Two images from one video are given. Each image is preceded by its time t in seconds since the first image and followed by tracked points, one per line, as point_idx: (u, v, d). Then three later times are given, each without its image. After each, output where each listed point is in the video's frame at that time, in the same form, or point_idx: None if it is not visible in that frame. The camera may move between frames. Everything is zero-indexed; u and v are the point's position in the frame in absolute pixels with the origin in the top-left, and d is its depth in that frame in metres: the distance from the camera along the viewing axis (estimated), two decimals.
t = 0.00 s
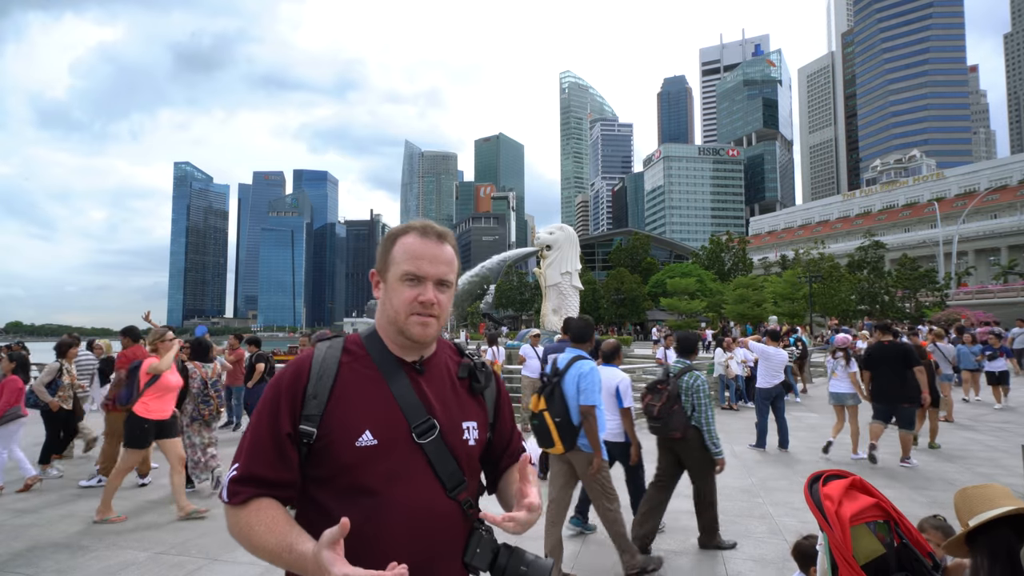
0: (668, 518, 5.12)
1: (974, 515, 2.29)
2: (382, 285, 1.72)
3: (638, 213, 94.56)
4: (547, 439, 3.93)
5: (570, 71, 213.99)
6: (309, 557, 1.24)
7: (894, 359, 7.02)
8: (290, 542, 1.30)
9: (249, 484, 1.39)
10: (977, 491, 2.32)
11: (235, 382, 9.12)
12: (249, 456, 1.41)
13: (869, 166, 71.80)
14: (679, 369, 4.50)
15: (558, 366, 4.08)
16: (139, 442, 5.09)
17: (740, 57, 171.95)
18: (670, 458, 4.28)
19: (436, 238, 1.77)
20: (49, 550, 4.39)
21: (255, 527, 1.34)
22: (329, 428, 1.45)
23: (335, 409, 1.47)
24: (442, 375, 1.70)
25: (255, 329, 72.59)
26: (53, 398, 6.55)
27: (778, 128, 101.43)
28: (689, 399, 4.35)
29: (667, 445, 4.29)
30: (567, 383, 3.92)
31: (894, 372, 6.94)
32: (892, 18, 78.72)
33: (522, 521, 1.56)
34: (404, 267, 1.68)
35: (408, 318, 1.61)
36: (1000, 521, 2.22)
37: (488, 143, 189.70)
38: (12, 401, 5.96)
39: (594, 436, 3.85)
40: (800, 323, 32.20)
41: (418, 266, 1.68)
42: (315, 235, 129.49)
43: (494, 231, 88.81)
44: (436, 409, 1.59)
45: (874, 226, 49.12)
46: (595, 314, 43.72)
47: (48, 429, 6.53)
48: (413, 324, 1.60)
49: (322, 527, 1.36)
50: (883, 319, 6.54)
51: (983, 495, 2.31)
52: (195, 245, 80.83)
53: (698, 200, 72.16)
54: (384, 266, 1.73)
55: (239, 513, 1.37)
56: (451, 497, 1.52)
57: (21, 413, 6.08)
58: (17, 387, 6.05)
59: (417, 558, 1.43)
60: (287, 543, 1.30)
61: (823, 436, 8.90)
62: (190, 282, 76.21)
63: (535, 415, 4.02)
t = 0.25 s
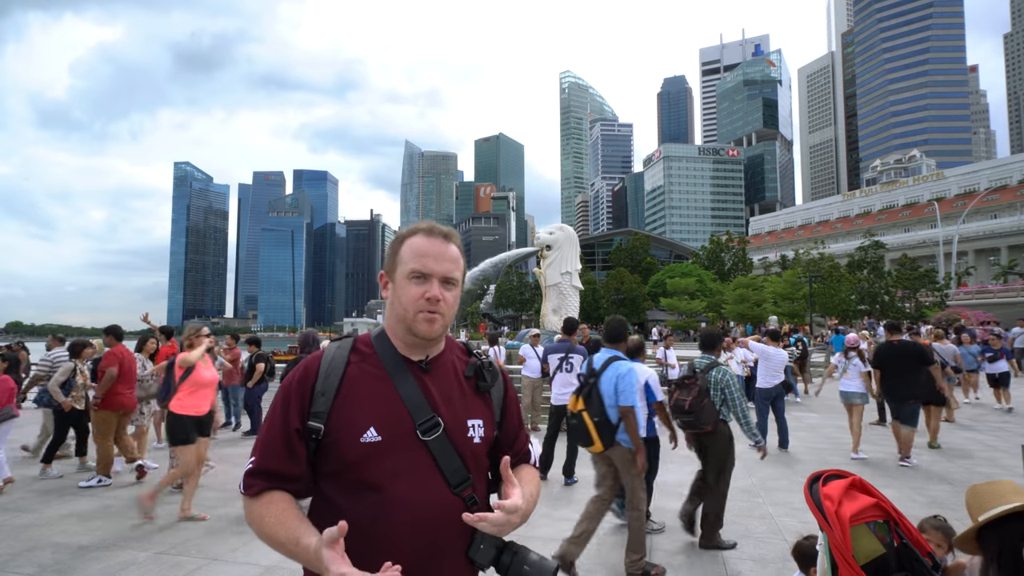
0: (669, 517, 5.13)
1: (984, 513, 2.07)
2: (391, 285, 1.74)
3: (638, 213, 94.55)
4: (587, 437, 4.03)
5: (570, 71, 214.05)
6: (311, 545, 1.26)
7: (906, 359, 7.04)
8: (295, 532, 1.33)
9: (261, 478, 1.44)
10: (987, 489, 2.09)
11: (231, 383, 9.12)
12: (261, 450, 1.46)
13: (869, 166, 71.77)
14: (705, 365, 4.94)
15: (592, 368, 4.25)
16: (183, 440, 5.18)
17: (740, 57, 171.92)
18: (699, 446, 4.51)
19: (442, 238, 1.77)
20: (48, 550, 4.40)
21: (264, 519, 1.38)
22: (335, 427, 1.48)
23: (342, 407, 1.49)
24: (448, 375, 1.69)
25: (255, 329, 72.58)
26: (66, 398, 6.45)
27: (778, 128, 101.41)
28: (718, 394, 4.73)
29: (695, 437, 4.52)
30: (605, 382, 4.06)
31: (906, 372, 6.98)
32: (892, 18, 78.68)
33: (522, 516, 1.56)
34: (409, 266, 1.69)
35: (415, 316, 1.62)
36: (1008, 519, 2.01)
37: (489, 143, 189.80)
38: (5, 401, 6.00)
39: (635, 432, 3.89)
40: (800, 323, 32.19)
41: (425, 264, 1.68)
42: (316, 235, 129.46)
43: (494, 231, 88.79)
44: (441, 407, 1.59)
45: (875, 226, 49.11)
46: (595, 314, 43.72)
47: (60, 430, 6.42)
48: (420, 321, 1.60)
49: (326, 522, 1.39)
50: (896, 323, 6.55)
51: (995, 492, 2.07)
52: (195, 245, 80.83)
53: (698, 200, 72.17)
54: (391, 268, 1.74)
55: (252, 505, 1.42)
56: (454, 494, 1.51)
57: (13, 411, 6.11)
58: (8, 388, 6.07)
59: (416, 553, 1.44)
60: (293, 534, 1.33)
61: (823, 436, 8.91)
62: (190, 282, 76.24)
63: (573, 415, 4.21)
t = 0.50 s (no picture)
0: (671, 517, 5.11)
1: (992, 511, 2.06)
2: (387, 286, 1.73)
3: (638, 213, 94.57)
4: (619, 430, 4.20)
5: (570, 71, 213.87)
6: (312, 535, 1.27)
7: (911, 359, 7.18)
8: (296, 524, 1.35)
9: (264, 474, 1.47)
10: (996, 488, 2.07)
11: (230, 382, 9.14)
12: (265, 446, 1.48)
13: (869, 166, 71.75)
14: (726, 365, 4.96)
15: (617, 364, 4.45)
16: (221, 439, 5.15)
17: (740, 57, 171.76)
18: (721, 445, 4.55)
19: (433, 237, 1.76)
20: (48, 550, 4.39)
21: (268, 510, 1.40)
22: (336, 423, 1.49)
23: (341, 405, 1.50)
24: (446, 374, 1.68)
25: (255, 329, 72.63)
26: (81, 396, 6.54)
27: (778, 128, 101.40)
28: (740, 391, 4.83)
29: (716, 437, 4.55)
30: (635, 376, 4.27)
31: (912, 372, 7.10)
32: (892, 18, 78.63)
33: (523, 507, 1.56)
34: (403, 266, 1.68)
35: (407, 315, 1.61)
36: (1013, 520, 1.98)
37: (488, 143, 189.66)
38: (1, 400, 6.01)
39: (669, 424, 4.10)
40: (800, 323, 32.18)
41: (415, 265, 1.68)
42: (316, 235, 129.47)
43: (494, 231, 88.76)
44: (439, 405, 1.58)
45: (875, 226, 49.10)
46: (595, 314, 43.74)
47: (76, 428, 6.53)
48: (412, 321, 1.60)
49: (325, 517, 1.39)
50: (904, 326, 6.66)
51: (1005, 492, 2.05)
52: (195, 245, 80.84)
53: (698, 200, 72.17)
54: (386, 270, 1.73)
55: (256, 500, 1.44)
56: (452, 489, 1.50)
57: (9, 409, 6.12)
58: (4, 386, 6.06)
59: (412, 549, 1.44)
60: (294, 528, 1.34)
61: (824, 436, 8.90)
62: (190, 282, 76.27)
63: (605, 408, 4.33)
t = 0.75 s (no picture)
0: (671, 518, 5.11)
1: (990, 513, 2.07)
2: (388, 287, 1.74)
3: (638, 213, 94.57)
4: (649, 430, 4.18)
5: (570, 71, 213.71)
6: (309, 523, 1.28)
7: (915, 356, 7.41)
8: (290, 514, 1.35)
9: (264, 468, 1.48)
10: (996, 490, 2.07)
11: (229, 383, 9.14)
12: (265, 441, 1.50)
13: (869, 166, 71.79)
14: (744, 363, 5.12)
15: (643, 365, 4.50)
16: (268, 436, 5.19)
17: (740, 57, 171.72)
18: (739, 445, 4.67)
19: (435, 240, 1.77)
20: (48, 550, 4.39)
21: (263, 501, 1.41)
22: (336, 418, 1.50)
23: (341, 403, 1.51)
24: (446, 372, 1.69)
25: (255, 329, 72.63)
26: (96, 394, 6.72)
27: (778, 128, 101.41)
28: (756, 390, 4.87)
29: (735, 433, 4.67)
30: (662, 376, 4.30)
31: (917, 368, 7.31)
32: (892, 19, 78.67)
33: (520, 498, 1.56)
34: (405, 268, 1.69)
35: (408, 314, 1.62)
36: (1013, 521, 1.98)
37: (488, 143, 189.65)
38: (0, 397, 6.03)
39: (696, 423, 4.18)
40: (800, 323, 32.19)
41: (418, 266, 1.68)
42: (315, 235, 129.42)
43: (494, 231, 88.78)
44: (438, 405, 1.58)
45: (874, 226, 49.11)
46: (595, 314, 43.74)
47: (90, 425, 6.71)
48: (413, 320, 1.60)
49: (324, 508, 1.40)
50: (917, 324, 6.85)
51: (1004, 494, 2.05)
52: (195, 245, 80.82)
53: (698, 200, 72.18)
54: (389, 271, 1.73)
55: (253, 491, 1.45)
56: (450, 488, 1.50)
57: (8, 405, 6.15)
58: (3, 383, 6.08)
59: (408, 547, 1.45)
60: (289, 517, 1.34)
61: (823, 436, 8.90)
62: (190, 282, 76.23)
63: (632, 409, 4.35)
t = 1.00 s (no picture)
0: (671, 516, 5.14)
1: (987, 514, 2.07)
2: (392, 287, 1.75)
3: (638, 213, 94.64)
4: (673, 423, 4.47)
5: (570, 71, 213.74)
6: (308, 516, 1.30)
7: (928, 358, 7.45)
8: (288, 505, 1.37)
9: (262, 466, 1.50)
10: (992, 492, 2.08)
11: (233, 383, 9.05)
12: (266, 439, 1.52)
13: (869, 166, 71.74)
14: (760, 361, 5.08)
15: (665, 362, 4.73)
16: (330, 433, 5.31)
17: (741, 57, 171.71)
18: (755, 444, 4.79)
19: (436, 241, 1.78)
20: (49, 550, 4.40)
21: (260, 495, 1.42)
22: (335, 418, 1.50)
23: (340, 404, 1.52)
24: (446, 372, 1.69)
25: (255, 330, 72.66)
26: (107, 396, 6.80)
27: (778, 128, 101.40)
28: (770, 388, 4.82)
29: (751, 430, 4.81)
30: (683, 371, 4.59)
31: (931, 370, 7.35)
32: (892, 18, 78.66)
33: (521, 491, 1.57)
34: (407, 267, 1.70)
35: (410, 312, 1.62)
36: (1011, 522, 1.99)
37: (489, 143, 189.60)
38: None
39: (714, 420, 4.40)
40: (800, 323, 32.19)
41: (419, 265, 1.69)
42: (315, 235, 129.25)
43: (494, 231, 88.77)
44: (437, 405, 1.58)
45: (875, 226, 49.12)
46: (595, 314, 43.74)
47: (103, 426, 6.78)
48: (414, 318, 1.61)
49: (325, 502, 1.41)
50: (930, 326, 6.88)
51: (996, 495, 2.08)
52: (195, 245, 80.76)
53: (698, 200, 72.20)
54: (390, 272, 1.74)
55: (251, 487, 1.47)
56: (448, 488, 1.50)
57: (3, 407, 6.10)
58: None
59: (405, 544, 1.46)
60: (288, 510, 1.36)
61: (824, 436, 8.90)
62: (189, 283, 76.26)
63: (655, 404, 4.64)
